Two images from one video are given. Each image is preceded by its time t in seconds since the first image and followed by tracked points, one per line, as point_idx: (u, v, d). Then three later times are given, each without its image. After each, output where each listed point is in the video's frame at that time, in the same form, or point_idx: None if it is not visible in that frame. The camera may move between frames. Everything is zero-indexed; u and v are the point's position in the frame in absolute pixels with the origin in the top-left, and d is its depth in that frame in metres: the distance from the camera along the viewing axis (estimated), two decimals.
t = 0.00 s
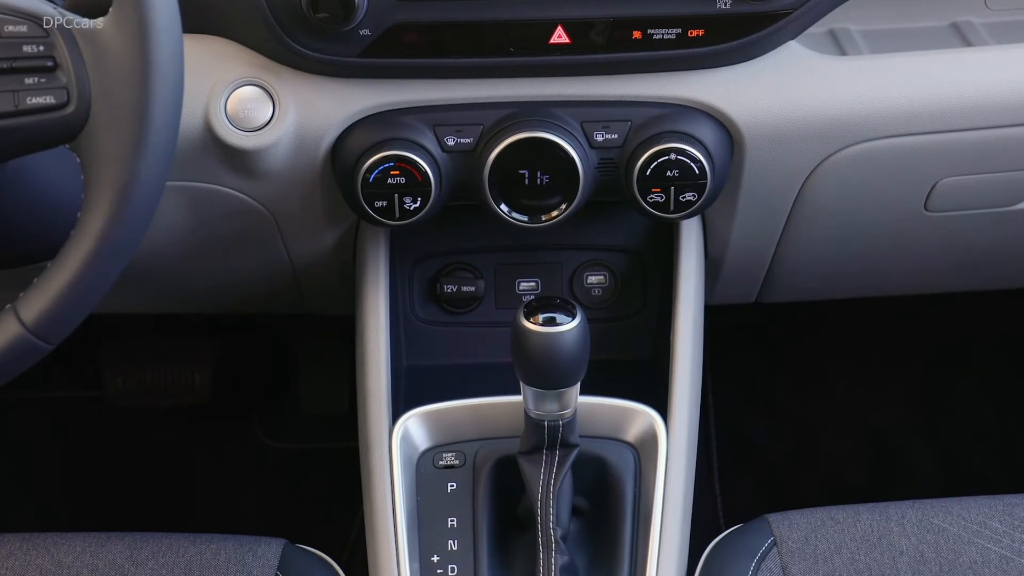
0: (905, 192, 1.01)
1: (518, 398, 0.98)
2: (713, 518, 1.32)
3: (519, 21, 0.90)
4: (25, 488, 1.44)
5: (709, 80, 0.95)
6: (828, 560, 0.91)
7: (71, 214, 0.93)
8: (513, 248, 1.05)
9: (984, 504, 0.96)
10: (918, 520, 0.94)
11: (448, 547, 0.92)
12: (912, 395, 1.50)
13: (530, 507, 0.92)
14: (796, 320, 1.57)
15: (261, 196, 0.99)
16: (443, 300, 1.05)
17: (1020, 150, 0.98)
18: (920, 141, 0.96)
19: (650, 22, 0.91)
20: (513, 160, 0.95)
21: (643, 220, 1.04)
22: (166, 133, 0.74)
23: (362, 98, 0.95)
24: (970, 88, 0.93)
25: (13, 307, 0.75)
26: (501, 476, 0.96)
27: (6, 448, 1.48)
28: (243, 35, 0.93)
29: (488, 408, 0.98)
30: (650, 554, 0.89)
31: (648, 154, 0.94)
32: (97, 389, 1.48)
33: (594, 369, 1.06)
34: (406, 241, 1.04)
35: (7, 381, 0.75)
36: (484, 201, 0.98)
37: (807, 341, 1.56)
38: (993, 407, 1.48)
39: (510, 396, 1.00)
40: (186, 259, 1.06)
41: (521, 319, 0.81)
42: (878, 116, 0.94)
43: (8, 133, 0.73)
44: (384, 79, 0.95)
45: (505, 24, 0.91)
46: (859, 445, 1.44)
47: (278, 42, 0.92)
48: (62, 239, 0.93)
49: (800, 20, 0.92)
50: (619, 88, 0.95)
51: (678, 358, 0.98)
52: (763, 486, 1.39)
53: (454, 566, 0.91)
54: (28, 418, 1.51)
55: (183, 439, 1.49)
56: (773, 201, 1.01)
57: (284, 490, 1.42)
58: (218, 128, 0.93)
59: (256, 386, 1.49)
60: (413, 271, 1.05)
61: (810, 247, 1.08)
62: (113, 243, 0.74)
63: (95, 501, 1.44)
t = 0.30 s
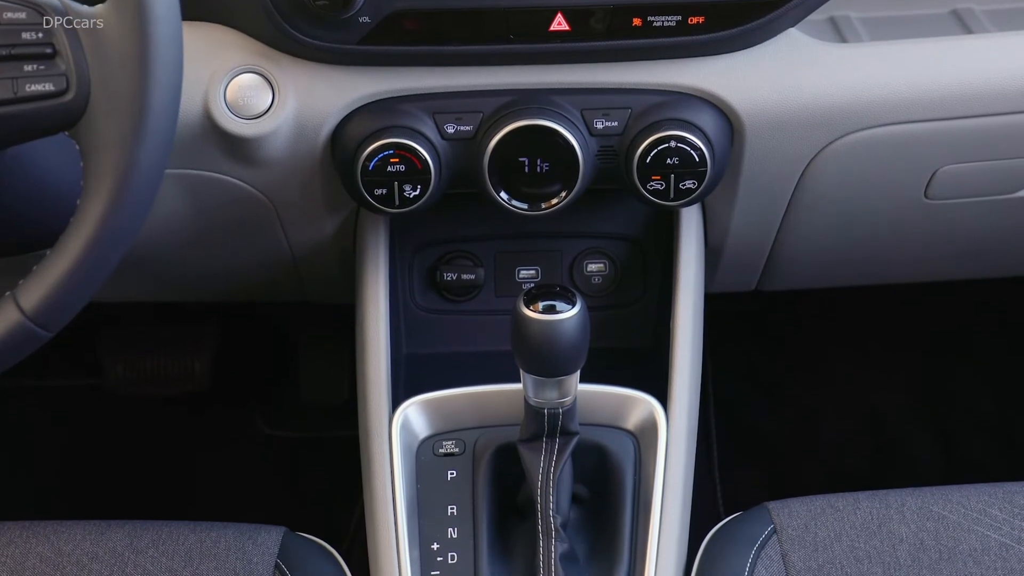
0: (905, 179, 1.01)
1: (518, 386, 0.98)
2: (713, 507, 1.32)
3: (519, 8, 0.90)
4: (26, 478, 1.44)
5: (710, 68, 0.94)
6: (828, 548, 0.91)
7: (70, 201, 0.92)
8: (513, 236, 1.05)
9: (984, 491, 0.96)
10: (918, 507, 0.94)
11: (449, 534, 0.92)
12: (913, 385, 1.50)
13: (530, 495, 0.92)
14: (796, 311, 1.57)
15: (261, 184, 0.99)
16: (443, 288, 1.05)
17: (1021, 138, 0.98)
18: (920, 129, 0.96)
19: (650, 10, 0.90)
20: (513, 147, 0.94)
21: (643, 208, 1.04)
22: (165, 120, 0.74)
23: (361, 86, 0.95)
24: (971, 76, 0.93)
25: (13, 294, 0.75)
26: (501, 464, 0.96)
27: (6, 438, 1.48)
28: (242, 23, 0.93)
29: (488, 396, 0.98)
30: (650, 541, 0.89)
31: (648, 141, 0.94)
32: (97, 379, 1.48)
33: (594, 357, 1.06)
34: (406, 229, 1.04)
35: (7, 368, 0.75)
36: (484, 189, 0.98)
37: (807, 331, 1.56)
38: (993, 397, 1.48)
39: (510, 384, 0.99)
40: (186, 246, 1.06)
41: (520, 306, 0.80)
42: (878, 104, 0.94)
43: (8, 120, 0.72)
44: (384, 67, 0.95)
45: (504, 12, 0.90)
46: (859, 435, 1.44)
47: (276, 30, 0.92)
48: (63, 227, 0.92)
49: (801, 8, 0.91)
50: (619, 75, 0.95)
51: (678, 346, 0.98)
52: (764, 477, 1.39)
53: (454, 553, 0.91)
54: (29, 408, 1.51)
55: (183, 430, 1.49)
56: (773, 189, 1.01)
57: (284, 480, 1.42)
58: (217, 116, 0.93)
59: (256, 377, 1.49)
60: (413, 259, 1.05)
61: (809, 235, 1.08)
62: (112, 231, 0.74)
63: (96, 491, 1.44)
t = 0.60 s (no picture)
0: (906, 170, 1.01)
1: (518, 376, 0.98)
2: (713, 498, 1.32)
3: None
4: (26, 470, 1.44)
5: (710, 58, 0.94)
6: (828, 538, 0.92)
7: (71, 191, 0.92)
8: (513, 227, 1.05)
9: (984, 481, 0.96)
10: (918, 498, 0.94)
11: (449, 525, 0.92)
12: (913, 378, 1.50)
13: (530, 485, 0.92)
14: (796, 303, 1.57)
15: (261, 175, 0.99)
16: (443, 279, 1.05)
17: (1022, 129, 0.97)
18: (920, 119, 0.96)
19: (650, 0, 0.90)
20: (513, 138, 0.94)
21: (644, 198, 1.04)
22: (165, 110, 0.74)
23: (361, 77, 0.95)
24: (971, 66, 0.93)
25: (12, 285, 0.74)
26: (501, 455, 0.96)
27: (6, 430, 1.48)
28: (241, 13, 0.93)
29: (488, 386, 0.98)
30: (650, 530, 0.89)
31: (648, 132, 0.94)
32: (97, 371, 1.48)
33: (594, 348, 1.06)
34: (406, 220, 1.05)
35: (7, 359, 0.75)
36: (484, 179, 0.98)
37: (807, 324, 1.56)
38: (993, 390, 1.48)
39: (510, 374, 0.99)
40: (185, 237, 1.06)
41: (520, 296, 0.80)
42: (879, 94, 0.94)
43: (8, 110, 0.72)
44: (384, 58, 0.94)
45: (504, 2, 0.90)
46: (858, 428, 1.44)
47: (276, 20, 0.92)
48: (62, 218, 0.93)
49: None
50: (619, 66, 0.95)
51: (678, 337, 0.98)
52: (763, 469, 1.39)
53: (454, 544, 0.91)
54: (29, 400, 1.51)
55: (183, 422, 1.49)
56: (773, 179, 1.01)
57: (284, 472, 1.42)
58: (217, 106, 0.93)
59: (256, 369, 1.49)
60: (412, 250, 1.05)
61: (809, 225, 1.08)
62: (113, 221, 0.74)
63: (95, 483, 1.44)
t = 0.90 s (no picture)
0: (906, 159, 1.01)
1: (518, 365, 0.98)
2: (713, 489, 1.32)
3: None
4: (26, 462, 1.44)
5: (710, 47, 0.94)
6: (828, 528, 0.92)
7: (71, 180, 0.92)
8: (513, 217, 1.05)
9: (983, 471, 0.96)
10: (918, 487, 0.94)
11: (449, 514, 0.92)
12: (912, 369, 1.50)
13: (530, 474, 0.92)
14: (796, 295, 1.57)
15: (260, 164, 0.99)
16: (443, 268, 1.05)
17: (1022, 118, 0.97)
18: (921, 108, 0.96)
19: None
20: (513, 127, 0.94)
21: (644, 187, 1.04)
22: (165, 98, 0.74)
23: (360, 66, 0.94)
24: (972, 55, 0.93)
25: (11, 274, 0.74)
26: (501, 444, 0.96)
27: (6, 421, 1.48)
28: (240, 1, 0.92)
29: (488, 375, 0.98)
30: (650, 519, 0.89)
31: (648, 121, 0.94)
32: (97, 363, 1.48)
33: (593, 338, 1.06)
34: (405, 209, 1.04)
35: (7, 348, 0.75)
36: (484, 168, 0.97)
37: (808, 315, 1.55)
38: (993, 381, 1.48)
39: (510, 364, 0.99)
40: (185, 226, 1.06)
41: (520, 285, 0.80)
42: (879, 83, 0.94)
43: (7, 99, 0.72)
44: (383, 47, 0.94)
45: None
46: (858, 419, 1.44)
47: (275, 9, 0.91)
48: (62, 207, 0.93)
49: None
50: (619, 55, 0.94)
51: (678, 326, 0.98)
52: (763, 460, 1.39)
53: (454, 533, 0.91)
54: (29, 391, 1.51)
55: (183, 413, 1.49)
56: (773, 168, 1.01)
57: (284, 463, 1.42)
58: (217, 96, 0.92)
59: (256, 360, 1.49)
60: (412, 239, 1.05)
61: (809, 215, 1.08)
62: (113, 209, 0.74)
63: (96, 475, 1.44)
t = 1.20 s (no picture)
0: (906, 148, 1.01)
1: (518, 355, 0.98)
2: (712, 480, 1.32)
3: None
4: (26, 453, 1.44)
5: (710, 37, 0.94)
6: (828, 517, 0.92)
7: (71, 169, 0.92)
8: (513, 206, 1.05)
9: (983, 460, 0.96)
10: (918, 476, 0.95)
11: (449, 503, 0.92)
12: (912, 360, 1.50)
13: (530, 463, 0.92)
14: (797, 286, 1.56)
15: (260, 154, 0.99)
16: (443, 258, 1.05)
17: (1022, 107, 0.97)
18: (921, 97, 0.96)
19: None
20: (513, 117, 0.94)
21: (644, 177, 1.04)
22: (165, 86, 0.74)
23: (360, 56, 0.94)
24: (973, 45, 0.93)
25: (11, 263, 0.74)
26: (501, 433, 0.96)
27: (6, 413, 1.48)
28: None
29: (488, 365, 0.98)
30: (650, 509, 0.89)
31: (648, 111, 0.94)
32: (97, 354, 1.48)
33: (593, 327, 1.06)
34: (405, 199, 1.04)
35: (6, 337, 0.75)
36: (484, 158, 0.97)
37: (808, 306, 1.55)
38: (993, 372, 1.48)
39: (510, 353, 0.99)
40: (184, 215, 1.06)
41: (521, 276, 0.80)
42: (879, 72, 0.94)
43: (9, 87, 0.72)
44: (383, 36, 0.94)
45: None
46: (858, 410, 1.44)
47: None
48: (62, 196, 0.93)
49: None
50: (619, 44, 0.94)
51: (678, 316, 0.98)
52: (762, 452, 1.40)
53: (454, 523, 0.91)
54: (29, 382, 1.51)
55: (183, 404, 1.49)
56: (773, 158, 1.01)
57: (284, 454, 1.42)
58: (216, 85, 0.92)
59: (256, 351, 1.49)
60: (411, 229, 1.05)
61: (809, 204, 1.08)
62: (113, 198, 0.74)
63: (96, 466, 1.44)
